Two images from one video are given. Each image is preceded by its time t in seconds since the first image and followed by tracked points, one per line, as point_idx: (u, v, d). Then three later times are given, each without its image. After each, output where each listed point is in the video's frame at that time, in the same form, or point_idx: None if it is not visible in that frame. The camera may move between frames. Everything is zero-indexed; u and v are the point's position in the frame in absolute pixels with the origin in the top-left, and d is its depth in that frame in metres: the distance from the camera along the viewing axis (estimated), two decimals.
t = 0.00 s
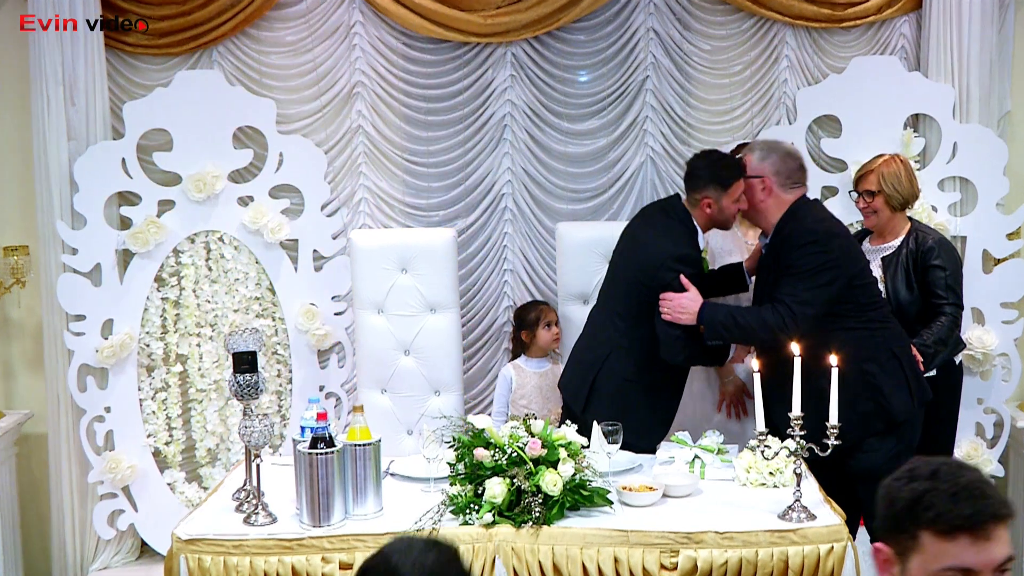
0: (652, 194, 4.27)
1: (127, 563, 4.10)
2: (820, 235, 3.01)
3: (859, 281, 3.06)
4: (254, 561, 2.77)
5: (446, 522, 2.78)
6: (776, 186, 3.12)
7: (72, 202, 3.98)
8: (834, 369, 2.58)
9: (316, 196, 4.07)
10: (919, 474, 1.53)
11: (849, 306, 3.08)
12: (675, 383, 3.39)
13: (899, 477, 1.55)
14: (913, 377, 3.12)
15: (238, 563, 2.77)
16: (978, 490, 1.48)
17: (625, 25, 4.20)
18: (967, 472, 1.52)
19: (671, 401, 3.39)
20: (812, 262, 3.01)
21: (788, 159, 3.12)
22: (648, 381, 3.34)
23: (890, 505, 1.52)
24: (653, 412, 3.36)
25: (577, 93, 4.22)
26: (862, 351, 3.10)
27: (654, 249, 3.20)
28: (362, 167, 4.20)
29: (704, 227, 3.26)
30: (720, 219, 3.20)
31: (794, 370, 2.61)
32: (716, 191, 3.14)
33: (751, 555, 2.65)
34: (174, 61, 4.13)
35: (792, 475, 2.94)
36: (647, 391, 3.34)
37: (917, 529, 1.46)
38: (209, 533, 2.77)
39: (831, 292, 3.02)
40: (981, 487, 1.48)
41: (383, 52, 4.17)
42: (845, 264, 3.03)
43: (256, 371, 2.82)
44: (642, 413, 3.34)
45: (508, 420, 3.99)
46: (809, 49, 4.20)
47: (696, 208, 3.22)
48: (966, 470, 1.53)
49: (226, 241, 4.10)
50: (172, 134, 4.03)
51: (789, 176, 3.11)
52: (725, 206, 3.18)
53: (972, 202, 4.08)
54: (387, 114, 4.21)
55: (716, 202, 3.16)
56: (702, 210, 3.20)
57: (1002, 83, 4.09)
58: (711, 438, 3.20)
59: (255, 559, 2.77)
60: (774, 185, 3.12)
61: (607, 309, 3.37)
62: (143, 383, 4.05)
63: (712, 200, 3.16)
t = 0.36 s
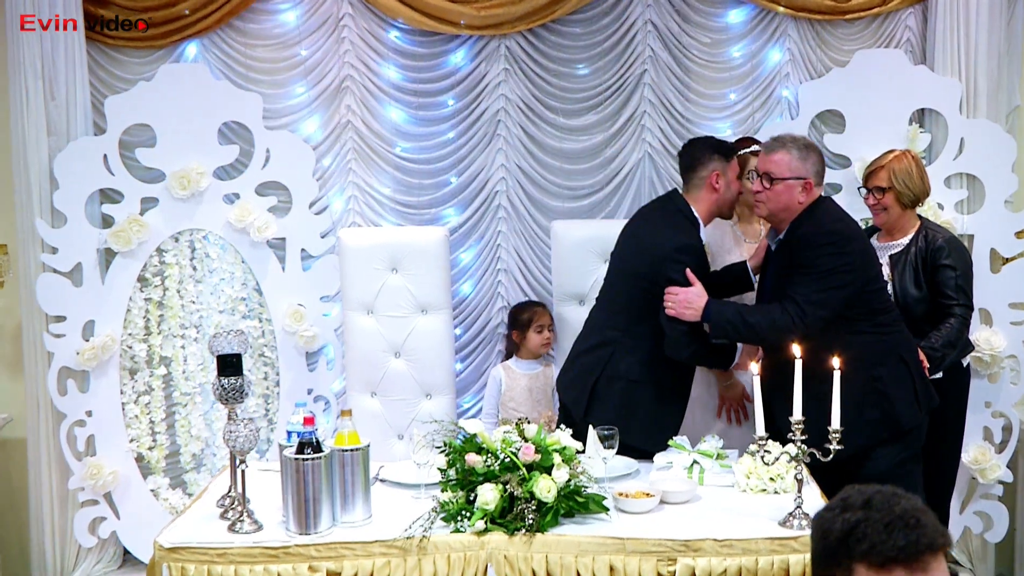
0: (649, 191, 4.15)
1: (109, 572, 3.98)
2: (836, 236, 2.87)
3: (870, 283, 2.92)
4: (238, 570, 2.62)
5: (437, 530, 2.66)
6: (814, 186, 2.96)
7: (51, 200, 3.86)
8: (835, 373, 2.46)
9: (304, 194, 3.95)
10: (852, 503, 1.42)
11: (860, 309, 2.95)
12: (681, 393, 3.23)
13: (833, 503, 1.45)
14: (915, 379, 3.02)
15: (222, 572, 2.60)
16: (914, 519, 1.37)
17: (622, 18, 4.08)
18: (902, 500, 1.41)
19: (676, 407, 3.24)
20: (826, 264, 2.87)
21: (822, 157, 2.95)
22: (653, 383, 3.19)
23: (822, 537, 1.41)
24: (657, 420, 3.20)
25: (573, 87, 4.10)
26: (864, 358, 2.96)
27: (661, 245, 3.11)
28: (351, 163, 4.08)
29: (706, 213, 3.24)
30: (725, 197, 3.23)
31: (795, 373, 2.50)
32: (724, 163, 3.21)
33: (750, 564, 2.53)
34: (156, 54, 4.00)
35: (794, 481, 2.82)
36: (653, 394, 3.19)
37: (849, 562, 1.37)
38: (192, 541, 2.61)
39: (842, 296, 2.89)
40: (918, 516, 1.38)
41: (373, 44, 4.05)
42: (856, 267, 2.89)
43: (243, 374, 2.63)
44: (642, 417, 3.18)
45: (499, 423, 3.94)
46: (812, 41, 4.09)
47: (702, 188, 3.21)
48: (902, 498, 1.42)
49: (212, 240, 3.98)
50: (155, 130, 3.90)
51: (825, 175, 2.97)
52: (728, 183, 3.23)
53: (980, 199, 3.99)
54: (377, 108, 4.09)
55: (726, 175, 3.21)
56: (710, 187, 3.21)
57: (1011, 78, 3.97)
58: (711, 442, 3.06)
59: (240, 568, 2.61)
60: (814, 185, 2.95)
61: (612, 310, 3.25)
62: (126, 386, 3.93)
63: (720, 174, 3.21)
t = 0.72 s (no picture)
0: (647, 189, 4.04)
1: None
2: (840, 224, 2.79)
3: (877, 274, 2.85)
4: None
5: (428, 538, 2.55)
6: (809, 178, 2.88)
7: (31, 198, 3.74)
8: (840, 376, 2.35)
9: (293, 192, 3.84)
10: (830, 526, 1.33)
11: (868, 302, 2.87)
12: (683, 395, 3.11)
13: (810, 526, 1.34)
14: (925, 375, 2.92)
15: None
16: (897, 544, 1.27)
17: (619, 11, 3.97)
18: (885, 524, 1.30)
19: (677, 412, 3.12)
20: (834, 255, 2.78)
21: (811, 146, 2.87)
22: (652, 385, 3.07)
23: (798, 563, 1.31)
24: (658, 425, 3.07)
25: (569, 82, 3.99)
26: (873, 353, 2.87)
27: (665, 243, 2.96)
28: (341, 160, 3.97)
29: (712, 213, 3.12)
30: (729, 195, 3.11)
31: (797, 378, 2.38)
32: (728, 160, 3.08)
33: (750, 573, 2.41)
34: (140, 48, 3.89)
35: (796, 488, 2.70)
36: (653, 397, 3.06)
37: None
38: (177, 550, 2.49)
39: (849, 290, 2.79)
40: (901, 539, 1.27)
41: (363, 38, 3.94)
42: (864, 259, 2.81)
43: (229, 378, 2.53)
44: (644, 423, 3.05)
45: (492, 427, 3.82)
46: (815, 35, 3.98)
47: (706, 187, 3.08)
48: (883, 521, 1.32)
49: (197, 240, 3.86)
50: (139, 126, 3.78)
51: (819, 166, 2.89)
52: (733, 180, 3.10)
53: (986, 198, 3.88)
54: (367, 104, 3.97)
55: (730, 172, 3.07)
56: (714, 186, 3.08)
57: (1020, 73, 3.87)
58: (710, 448, 2.96)
59: None
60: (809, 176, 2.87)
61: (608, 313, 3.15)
62: (108, 390, 3.81)
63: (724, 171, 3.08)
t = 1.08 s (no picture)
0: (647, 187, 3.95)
1: None
2: (884, 223, 2.65)
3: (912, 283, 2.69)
4: None
5: (419, 548, 2.42)
6: (823, 170, 2.77)
7: (10, 197, 3.62)
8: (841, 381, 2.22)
9: (281, 190, 3.72)
10: (739, 542, 1.18)
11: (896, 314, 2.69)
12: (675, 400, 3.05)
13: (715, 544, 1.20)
14: (944, 395, 2.73)
15: None
16: (809, 561, 1.14)
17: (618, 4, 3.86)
18: (798, 539, 1.17)
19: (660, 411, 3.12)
20: (870, 255, 2.64)
21: (839, 138, 2.75)
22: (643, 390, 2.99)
23: None
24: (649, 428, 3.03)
25: (566, 77, 3.88)
26: (888, 366, 2.69)
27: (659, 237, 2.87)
28: (330, 157, 3.85)
29: (664, 202, 2.98)
30: (682, 184, 2.96)
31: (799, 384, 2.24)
32: (678, 147, 2.94)
33: None
34: (122, 42, 3.76)
35: (798, 496, 2.58)
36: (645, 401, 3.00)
37: None
38: (160, 560, 2.37)
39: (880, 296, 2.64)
40: (813, 555, 1.15)
41: (354, 32, 3.83)
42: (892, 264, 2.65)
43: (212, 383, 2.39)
44: (635, 428, 3.00)
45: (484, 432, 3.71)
46: (819, 28, 3.90)
47: (656, 176, 2.96)
48: (794, 537, 1.18)
49: (182, 239, 3.74)
50: (121, 122, 3.66)
51: (835, 157, 2.74)
52: (687, 170, 2.96)
53: (997, 197, 3.76)
54: (358, 100, 3.86)
55: (679, 161, 2.94)
56: (664, 175, 2.95)
57: None
58: (710, 454, 2.83)
59: None
60: (820, 168, 2.77)
61: (592, 319, 2.98)
62: (90, 395, 3.69)
63: (674, 160, 2.94)
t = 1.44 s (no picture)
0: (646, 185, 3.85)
1: None
2: (940, 233, 2.53)
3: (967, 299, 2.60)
4: None
5: (411, 558, 2.27)
6: (890, 168, 2.63)
7: None
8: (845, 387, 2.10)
9: (269, 188, 3.61)
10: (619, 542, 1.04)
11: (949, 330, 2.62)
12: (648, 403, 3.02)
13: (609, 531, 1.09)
14: (987, 421, 2.63)
15: None
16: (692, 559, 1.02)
17: None
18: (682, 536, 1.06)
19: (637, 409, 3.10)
20: (927, 265, 2.53)
21: (909, 134, 2.61)
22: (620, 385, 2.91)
23: None
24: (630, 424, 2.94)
25: (564, 71, 3.77)
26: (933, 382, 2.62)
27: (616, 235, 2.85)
28: (320, 155, 3.74)
29: (616, 197, 2.96)
30: (634, 179, 2.93)
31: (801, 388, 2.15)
32: (629, 141, 2.92)
33: None
34: (105, 35, 3.64)
35: (801, 505, 2.46)
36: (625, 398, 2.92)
37: None
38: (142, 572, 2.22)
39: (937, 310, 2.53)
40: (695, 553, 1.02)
41: (344, 25, 3.71)
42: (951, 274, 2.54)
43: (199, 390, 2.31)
44: (609, 428, 2.87)
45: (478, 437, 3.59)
46: (823, 21, 3.80)
47: (607, 171, 2.94)
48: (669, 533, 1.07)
49: (167, 239, 3.63)
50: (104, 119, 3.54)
51: (904, 156, 2.61)
52: (639, 164, 2.93)
53: (1006, 194, 3.66)
54: (349, 95, 3.74)
55: (630, 155, 2.92)
56: (615, 170, 2.93)
57: None
58: (710, 460, 2.71)
59: None
60: (887, 166, 2.63)
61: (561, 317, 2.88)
62: (72, 400, 3.58)
63: (625, 154, 2.92)
